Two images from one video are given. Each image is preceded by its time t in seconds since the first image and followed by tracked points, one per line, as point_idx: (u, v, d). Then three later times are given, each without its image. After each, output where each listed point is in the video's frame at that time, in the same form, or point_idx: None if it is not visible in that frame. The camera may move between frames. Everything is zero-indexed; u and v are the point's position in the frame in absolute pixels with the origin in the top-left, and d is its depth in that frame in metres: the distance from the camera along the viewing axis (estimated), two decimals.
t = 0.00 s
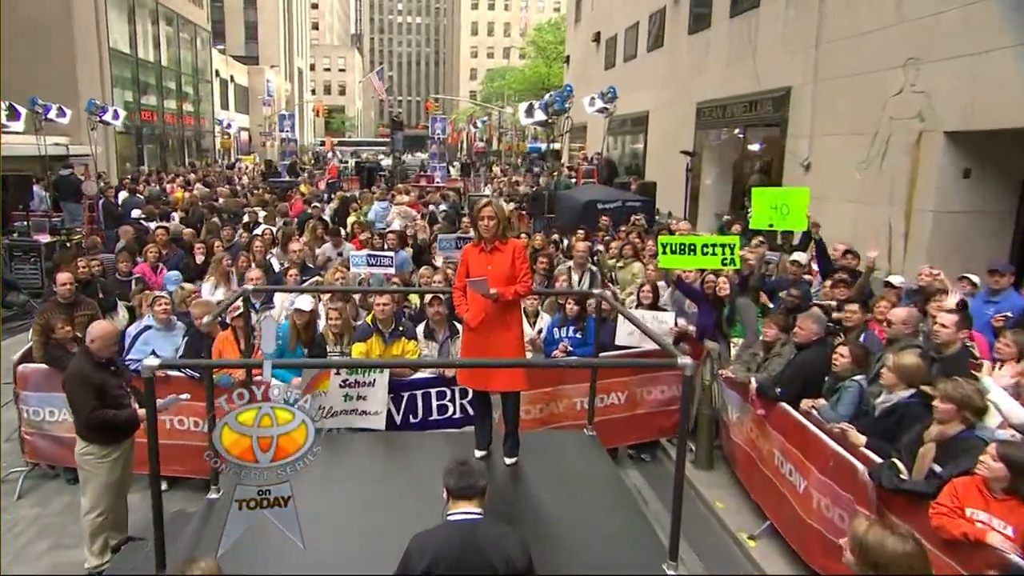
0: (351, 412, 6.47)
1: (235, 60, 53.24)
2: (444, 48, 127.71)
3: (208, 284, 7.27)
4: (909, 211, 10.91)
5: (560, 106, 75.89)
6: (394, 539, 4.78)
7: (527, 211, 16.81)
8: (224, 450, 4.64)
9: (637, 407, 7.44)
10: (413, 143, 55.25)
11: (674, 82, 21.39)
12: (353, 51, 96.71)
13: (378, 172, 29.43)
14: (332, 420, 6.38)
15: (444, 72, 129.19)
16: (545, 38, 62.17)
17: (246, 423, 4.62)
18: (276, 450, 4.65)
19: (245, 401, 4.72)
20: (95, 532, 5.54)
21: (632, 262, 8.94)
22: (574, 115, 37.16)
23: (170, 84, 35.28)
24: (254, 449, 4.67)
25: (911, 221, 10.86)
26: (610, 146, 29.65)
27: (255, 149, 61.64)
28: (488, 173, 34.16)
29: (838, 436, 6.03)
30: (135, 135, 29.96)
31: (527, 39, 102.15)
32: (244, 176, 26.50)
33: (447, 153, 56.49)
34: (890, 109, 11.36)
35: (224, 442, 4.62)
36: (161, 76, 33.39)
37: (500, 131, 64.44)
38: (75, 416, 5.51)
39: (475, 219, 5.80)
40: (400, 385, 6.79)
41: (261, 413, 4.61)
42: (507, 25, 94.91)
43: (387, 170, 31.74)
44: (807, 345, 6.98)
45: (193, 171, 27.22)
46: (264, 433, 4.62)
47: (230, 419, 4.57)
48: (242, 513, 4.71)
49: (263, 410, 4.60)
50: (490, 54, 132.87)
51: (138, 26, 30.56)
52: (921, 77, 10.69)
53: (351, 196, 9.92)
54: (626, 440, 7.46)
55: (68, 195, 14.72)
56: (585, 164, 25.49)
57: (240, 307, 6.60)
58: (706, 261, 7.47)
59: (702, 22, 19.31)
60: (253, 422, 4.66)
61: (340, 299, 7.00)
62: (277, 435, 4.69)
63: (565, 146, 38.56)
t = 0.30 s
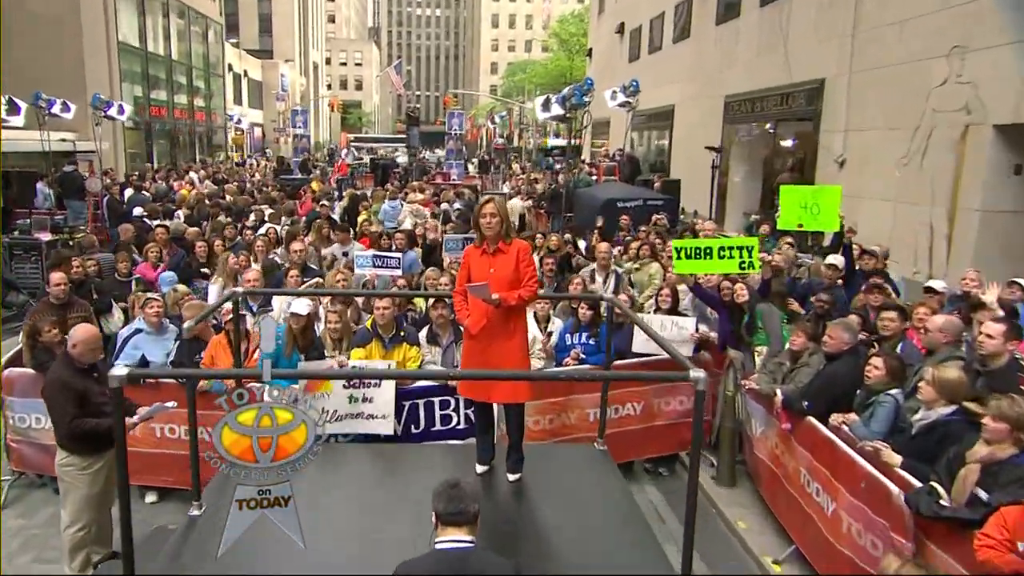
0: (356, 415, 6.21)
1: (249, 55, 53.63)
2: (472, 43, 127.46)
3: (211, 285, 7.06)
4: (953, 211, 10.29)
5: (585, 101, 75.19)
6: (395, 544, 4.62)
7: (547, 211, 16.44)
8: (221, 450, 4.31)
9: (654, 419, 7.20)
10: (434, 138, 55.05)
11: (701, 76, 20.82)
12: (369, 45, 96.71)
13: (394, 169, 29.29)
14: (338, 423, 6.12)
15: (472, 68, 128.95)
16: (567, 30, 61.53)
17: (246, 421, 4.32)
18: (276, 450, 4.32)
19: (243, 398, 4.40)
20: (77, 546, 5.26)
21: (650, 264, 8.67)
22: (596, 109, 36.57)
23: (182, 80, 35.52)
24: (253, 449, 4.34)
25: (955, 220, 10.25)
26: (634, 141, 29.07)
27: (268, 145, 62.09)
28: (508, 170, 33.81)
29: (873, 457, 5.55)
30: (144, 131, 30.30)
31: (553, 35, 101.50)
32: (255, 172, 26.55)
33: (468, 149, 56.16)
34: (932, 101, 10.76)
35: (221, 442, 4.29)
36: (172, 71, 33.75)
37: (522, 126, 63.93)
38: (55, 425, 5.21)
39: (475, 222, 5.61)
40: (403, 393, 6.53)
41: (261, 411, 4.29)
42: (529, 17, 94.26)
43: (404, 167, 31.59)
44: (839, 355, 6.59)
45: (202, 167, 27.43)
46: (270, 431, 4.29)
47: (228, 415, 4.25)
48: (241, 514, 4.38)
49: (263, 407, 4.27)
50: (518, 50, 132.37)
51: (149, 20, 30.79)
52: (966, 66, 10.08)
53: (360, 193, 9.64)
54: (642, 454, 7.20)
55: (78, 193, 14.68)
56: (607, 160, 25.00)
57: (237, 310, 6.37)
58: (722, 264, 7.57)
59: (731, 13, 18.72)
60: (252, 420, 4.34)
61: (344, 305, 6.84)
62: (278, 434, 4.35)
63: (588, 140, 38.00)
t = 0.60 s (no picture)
0: (353, 423, 5.92)
1: (260, 48, 54.26)
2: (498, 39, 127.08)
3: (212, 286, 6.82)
4: (997, 208, 9.70)
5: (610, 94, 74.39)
6: (396, 545, 4.42)
7: (564, 209, 16.08)
8: (221, 450, 4.17)
9: (668, 430, 6.95)
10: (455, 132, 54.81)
11: (727, 68, 20.25)
12: (382, 38, 96.79)
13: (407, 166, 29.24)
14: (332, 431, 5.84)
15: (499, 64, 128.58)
16: (588, 22, 60.82)
17: (246, 422, 4.19)
18: (276, 450, 4.17)
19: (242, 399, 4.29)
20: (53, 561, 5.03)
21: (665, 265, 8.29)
22: (618, 104, 36.04)
23: (187, 74, 36.20)
24: (253, 449, 4.19)
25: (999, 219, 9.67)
26: (657, 137, 28.53)
27: (280, 140, 62.65)
28: (527, 167, 33.47)
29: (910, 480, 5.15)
30: (149, 126, 30.96)
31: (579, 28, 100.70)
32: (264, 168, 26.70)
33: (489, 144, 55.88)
34: (975, 92, 10.18)
35: (221, 442, 4.15)
36: (179, 64, 34.46)
37: (543, 121, 63.50)
38: (29, 434, 4.98)
39: (473, 222, 5.36)
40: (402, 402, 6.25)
41: (260, 411, 4.18)
42: (550, 8, 93.55)
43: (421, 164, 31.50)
44: (868, 365, 6.26)
45: (210, 163, 27.72)
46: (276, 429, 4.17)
47: (227, 416, 4.13)
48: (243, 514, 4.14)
49: (263, 406, 4.15)
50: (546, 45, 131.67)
51: (152, 14, 31.33)
52: (1011, 53, 9.50)
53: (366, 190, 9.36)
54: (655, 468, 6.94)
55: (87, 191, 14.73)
56: (628, 156, 24.58)
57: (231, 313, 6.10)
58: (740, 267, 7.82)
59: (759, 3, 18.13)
60: (252, 421, 4.22)
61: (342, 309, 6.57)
62: (278, 434, 4.21)
63: (610, 133, 37.42)
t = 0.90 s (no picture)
0: (347, 416, 5.51)
1: (273, 41, 54.74)
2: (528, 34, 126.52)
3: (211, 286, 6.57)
4: None
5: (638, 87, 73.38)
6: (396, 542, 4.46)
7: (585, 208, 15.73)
8: (222, 449, 4.02)
9: (687, 442, 6.71)
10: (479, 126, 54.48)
11: (758, 60, 19.64)
12: (400, 31, 96.88)
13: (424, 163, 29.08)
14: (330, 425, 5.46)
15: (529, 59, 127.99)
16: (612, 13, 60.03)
17: (245, 421, 3.98)
18: (276, 450, 3.99)
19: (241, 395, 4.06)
20: None
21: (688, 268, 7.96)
22: (641, 97, 35.35)
23: (197, 67, 36.74)
24: (253, 449, 4.02)
25: None
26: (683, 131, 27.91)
27: (293, 136, 63.02)
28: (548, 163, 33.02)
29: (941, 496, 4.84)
30: (158, 121, 31.38)
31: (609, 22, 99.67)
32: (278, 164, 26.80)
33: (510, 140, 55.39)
34: None
35: (220, 442, 3.99)
36: (189, 57, 35.13)
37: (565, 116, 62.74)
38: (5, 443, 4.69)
39: (473, 221, 5.10)
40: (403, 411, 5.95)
41: (259, 410, 3.95)
42: None
43: (441, 161, 31.26)
44: (904, 376, 5.85)
45: (219, 159, 27.99)
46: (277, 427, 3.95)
47: (226, 416, 3.93)
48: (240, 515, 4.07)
49: (262, 407, 3.92)
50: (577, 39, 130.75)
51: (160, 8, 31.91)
52: None
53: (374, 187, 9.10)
54: (672, 483, 6.72)
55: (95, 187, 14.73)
56: (651, 152, 24.04)
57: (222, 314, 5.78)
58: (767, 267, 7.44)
59: None
60: (251, 419, 4.00)
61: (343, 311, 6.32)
62: (278, 433, 4.02)
63: (634, 126, 36.81)
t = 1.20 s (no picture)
0: (347, 423, 5.24)
1: (290, 35, 55.80)
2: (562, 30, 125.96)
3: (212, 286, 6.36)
4: None
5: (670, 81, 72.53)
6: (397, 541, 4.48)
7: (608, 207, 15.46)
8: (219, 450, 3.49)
9: (709, 455, 6.42)
10: (506, 121, 54.29)
11: (794, 53, 19.04)
12: (417, 22, 97.24)
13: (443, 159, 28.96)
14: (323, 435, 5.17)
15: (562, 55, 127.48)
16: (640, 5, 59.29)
17: (244, 418, 3.43)
18: (276, 450, 3.43)
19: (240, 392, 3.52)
20: None
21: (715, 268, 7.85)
22: (669, 91, 34.77)
23: (212, 61, 37.62)
24: (252, 449, 3.46)
25: None
26: (714, 125, 27.31)
27: (310, 132, 63.63)
28: (574, 160, 32.68)
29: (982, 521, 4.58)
30: (170, 115, 32.30)
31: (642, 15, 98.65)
32: (295, 163, 26.96)
33: (536, 134, 55.02)
34: None
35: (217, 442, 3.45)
36: (201, 50, 36.00)
37: (591, 109, 62.11)
38: None
39: (474, 220, 4.83)
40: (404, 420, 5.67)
41: (259, 407, 3.40)
42: None
43: (465, 158, 31.07)
44: (946, 389, 5.40)
45: (232, 155, 28.30)
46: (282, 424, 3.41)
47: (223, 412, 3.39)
48: (240, 516, 3.78)
49: (262, 404, 3.38)
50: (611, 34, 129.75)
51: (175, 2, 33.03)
52: None
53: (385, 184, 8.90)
54: (695, 498, 6.44)
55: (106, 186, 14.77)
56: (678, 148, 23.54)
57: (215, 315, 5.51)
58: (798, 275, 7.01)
59: None
60: (251, 417, 3.46)
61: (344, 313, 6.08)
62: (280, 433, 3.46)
63: (662, 119, 36.24)
